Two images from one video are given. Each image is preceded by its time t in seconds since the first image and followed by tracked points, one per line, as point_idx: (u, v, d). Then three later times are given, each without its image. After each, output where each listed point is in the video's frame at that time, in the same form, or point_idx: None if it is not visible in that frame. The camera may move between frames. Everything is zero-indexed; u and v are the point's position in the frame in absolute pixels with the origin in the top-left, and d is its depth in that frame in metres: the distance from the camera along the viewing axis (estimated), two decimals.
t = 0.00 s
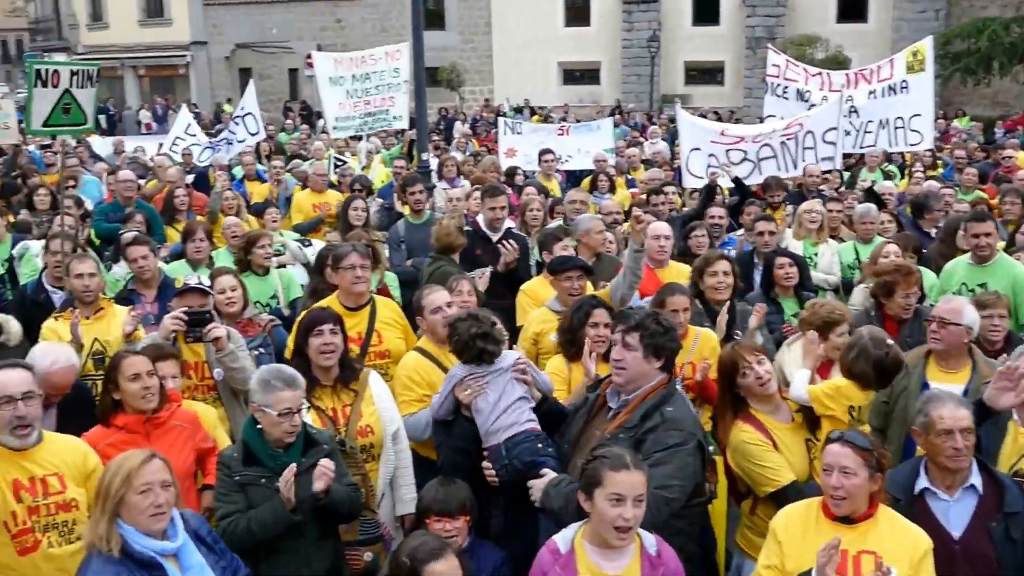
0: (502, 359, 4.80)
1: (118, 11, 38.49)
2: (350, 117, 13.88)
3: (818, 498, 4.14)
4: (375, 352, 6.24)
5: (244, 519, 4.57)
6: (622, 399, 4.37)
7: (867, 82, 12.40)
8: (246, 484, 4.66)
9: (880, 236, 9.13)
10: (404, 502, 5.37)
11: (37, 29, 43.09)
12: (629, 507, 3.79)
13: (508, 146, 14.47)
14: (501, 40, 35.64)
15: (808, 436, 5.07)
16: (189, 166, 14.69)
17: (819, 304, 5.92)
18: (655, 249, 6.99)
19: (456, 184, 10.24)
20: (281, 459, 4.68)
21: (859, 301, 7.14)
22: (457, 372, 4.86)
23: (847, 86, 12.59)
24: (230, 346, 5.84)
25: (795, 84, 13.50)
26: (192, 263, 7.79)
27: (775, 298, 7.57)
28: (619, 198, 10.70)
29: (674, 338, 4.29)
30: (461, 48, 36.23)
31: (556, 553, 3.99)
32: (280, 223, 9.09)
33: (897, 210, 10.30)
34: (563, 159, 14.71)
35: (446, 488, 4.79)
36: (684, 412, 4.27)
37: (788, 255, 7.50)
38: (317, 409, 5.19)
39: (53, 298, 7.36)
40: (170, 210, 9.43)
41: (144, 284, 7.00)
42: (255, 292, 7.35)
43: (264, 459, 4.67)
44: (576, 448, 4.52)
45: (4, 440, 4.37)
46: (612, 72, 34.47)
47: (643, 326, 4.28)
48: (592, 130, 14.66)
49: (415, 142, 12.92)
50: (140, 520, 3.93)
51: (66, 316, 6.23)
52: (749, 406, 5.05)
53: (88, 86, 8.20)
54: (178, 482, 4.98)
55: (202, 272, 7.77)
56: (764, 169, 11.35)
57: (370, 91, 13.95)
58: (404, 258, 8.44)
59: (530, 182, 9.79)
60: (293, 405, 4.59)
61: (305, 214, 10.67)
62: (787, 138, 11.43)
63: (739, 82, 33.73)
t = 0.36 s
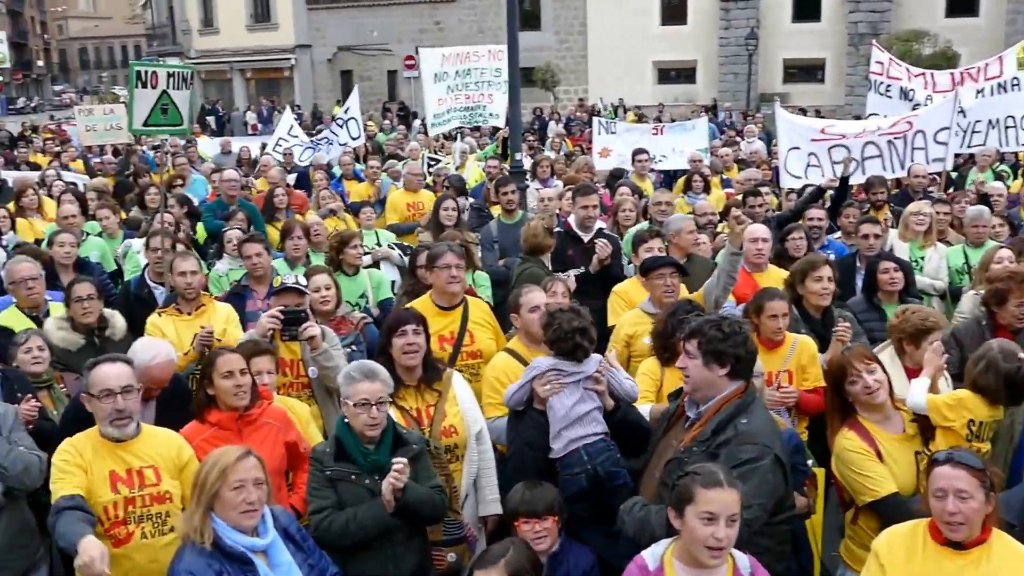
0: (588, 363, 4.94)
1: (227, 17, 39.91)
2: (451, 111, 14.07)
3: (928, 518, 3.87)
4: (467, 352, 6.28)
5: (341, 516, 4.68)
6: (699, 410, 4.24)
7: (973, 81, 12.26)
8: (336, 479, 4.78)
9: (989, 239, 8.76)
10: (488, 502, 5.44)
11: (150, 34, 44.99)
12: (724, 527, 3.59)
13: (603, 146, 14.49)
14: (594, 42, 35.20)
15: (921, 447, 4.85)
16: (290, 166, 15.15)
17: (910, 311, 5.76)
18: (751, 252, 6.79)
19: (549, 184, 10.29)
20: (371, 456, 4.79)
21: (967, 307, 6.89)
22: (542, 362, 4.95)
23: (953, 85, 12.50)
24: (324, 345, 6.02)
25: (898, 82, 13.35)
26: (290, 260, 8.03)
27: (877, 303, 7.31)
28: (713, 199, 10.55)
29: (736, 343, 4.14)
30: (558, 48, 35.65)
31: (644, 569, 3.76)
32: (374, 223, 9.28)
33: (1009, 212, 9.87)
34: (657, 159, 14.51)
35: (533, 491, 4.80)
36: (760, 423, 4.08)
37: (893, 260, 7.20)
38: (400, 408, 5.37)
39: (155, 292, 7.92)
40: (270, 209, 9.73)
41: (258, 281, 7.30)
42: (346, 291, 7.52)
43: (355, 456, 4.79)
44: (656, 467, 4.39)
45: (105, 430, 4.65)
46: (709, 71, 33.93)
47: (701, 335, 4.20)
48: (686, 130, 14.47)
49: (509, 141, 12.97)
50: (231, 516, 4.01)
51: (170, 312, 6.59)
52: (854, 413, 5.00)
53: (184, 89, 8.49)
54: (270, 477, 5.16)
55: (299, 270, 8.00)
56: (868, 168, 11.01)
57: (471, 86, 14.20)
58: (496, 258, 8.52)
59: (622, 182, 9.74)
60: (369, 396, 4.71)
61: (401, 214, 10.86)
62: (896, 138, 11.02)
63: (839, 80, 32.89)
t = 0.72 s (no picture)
0: (667, 352, 4.79)
1: (306, 19, 40.56)
2: (519, 105, 14.07)
3: None
4: (538, 354, 6.21)
5: (408, 516, 4.68)
6: (777, 430, 4.06)
7: None
8: (406, 477, 4.76)
9: None
10: (553, 505, 5.40)
11: (232, 37, 45.98)
12: (807, 547, 3.45)
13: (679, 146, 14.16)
14: (671, 42, 34.96)
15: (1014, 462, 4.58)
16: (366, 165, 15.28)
17: (985, 320, 5.39)
18: (838, 258, 6.57)
19: (624, 184, 10.17)
20: (440, 456, 4.76)
21: None
22: (618, 347, 4.82)
23: None
24: (395, 345, 6.05)
25: (991, 79, 12.89)
26: (365, 259, 8.07)
27: (968, 311, 7.03)
28: (792, 200, 10.33)
29: (804, 358, 3.96)
30: (633, 47, 35.75)
31: None
32: (446, 224, 9.30)
33: None
34: (735, 160, 14.30)
35: (613, 495, 4.74)
36: (841, 444, 3.89)
37: (993, 267, 6.89)
38: (466, 410, 5.38)
39: (230, 289, 8.07)
40: (345, 208, 9.81)
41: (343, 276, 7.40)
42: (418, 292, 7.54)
43: (424, 455, 4.76)
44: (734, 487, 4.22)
45: (180, 424, 4.71)
46: (789, 70, 33.28)
47: (770, 351, 4.04)
48: (765, 130, 14.28)
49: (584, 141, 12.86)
50: (304, 511, 3.96)
51: (245, 309, 6.67)
52: (941, 424, 4.80)
53: (266, 91, 8.65)
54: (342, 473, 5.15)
55: (373, 269, 8.04)
56: (956, 168, 10.67)
57: (542, 82, 13.99)
58: (570, 259, 8.45)
59: (699, 183, 9.56)
60: (439, 395, 4.68)
61: (467, 214, 10.84)
62: (987, 137, 10.67)
63: (928, 79, 31.80)
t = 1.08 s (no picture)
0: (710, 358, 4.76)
1: (365, 19, 40.87)
2: (576, 105, 13.94)
3: None
4: (593, 358, 6.10)
5: (459, 520, 4.62)
6: (847, 449, 3.92)
7: None
8: (457, 481, 4.70)
9: None
10: (604, 509, 5.33)
11: (292, 37, 46.52)
12: (879, 559, 3.32)
13: (740, 147, 13.98)
14: (732, 41, 34.58)
15: None
16: (422, 164, 15.29)
17: None
18: (907, 263, 6.37)
19: (683, 186, 10.02)
20: (491, 459, 4.71)
21: None
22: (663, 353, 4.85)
23: None
24: (449, 347, 6.01)
25: None
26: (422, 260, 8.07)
27: None
28: (857, 202, 10.08)
29: (867, 373, 3.81)
30: (692, 46, 35.37)
31: None
32: (502, 224, 9.25)
33: None
34: (798, 160, 14.06)
35: (668, 503, 4.66)
36: (916, 466, 3.70)
37: None
38: (518, 412, 5.28)
39: (286, 287, 8.12)
40: (400, 208, 9.81)
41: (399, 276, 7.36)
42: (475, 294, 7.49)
43: (476, 458, 4.71)
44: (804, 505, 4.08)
45: (231, 421, 4.72)
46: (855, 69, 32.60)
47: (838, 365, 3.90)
48: (829, 129, 14.04)
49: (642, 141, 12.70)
50: (361, 512, 3.92)
51: (300, 307, 6.67)
52: (1018, 437, 4.61)
53: (312, 89, 8.65)
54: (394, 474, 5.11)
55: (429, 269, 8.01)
56: None
57: (601, 82, 13.84)
58: (628, 261, 8.33)
59: (761, 184, 9.37)
60: (494, 397, 4.61)
61: (518, 215, 10.73)
62: None
63: (1001, 78, 30.92)
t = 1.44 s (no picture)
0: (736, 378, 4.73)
1: (403, 17, 40.97)
2: (619, 112, 13.88)
3: None
4: (632, 360, 6.04)
5: (493, 521, 4.59)
6: (879, 445, 3.95)
7: None
8: (492, 482, 4.67)
9: None
10: (644, 512, 5.28)
11: (330, 36, 46.82)
12: (934, 563, 3.28)
13: (782, 149, 13.94)
14: (774, 41, 34.26)
15: None
16: (461, 164, 15.29)
17: None
18: (953, 268, 6.26)
19: (724, 188, 9.94)
20: (527, 462, 4.67)
21: None
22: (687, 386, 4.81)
23: None
24: (485, 349, 5.96)
25: None
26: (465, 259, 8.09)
27: None
28: (902, 205, 9.94)
29: (899, 368, 3.85)
30: (734, 45, 35.11)
31: None
32: (541, 224, 9.22)
33: None
34: (842, 162, 13.90)
35: (701, 511, 4.61)
36: (943, 458, 3.69)
37: None
38: (556, 414, 5.24)
39: (324, 285, 8.14)
40: (438, 208, 9.81)
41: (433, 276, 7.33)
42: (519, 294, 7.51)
43: (512, 460, 4.68)
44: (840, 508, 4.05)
45: (272, 422, 4.74)
46: (901, 69, 32.23)
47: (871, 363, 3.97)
48: (874, 132, 13.78)
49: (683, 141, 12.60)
50: (404, 513, 3.90)
51: (337, 307, 6.67)
52: None
53: (338, 87, 8.63)
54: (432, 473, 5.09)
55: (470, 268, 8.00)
56: None
57: (644, 88, 13.79)
58: (667, 263, 8.27)
59: (804, 186, 9.26)
60: (531, 400, 4.58)
61: (554, 216, 10.68)
62: None
63: None
